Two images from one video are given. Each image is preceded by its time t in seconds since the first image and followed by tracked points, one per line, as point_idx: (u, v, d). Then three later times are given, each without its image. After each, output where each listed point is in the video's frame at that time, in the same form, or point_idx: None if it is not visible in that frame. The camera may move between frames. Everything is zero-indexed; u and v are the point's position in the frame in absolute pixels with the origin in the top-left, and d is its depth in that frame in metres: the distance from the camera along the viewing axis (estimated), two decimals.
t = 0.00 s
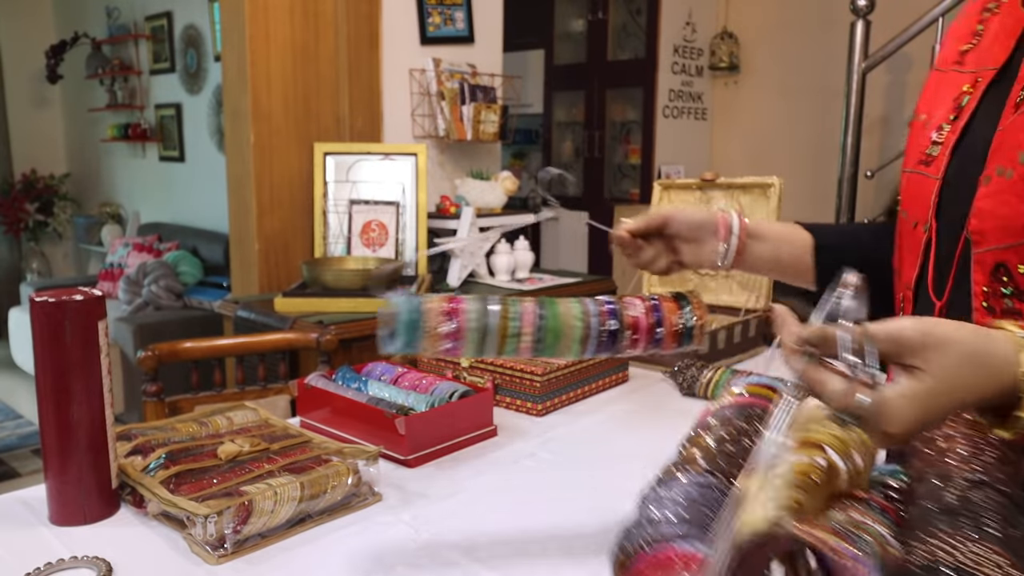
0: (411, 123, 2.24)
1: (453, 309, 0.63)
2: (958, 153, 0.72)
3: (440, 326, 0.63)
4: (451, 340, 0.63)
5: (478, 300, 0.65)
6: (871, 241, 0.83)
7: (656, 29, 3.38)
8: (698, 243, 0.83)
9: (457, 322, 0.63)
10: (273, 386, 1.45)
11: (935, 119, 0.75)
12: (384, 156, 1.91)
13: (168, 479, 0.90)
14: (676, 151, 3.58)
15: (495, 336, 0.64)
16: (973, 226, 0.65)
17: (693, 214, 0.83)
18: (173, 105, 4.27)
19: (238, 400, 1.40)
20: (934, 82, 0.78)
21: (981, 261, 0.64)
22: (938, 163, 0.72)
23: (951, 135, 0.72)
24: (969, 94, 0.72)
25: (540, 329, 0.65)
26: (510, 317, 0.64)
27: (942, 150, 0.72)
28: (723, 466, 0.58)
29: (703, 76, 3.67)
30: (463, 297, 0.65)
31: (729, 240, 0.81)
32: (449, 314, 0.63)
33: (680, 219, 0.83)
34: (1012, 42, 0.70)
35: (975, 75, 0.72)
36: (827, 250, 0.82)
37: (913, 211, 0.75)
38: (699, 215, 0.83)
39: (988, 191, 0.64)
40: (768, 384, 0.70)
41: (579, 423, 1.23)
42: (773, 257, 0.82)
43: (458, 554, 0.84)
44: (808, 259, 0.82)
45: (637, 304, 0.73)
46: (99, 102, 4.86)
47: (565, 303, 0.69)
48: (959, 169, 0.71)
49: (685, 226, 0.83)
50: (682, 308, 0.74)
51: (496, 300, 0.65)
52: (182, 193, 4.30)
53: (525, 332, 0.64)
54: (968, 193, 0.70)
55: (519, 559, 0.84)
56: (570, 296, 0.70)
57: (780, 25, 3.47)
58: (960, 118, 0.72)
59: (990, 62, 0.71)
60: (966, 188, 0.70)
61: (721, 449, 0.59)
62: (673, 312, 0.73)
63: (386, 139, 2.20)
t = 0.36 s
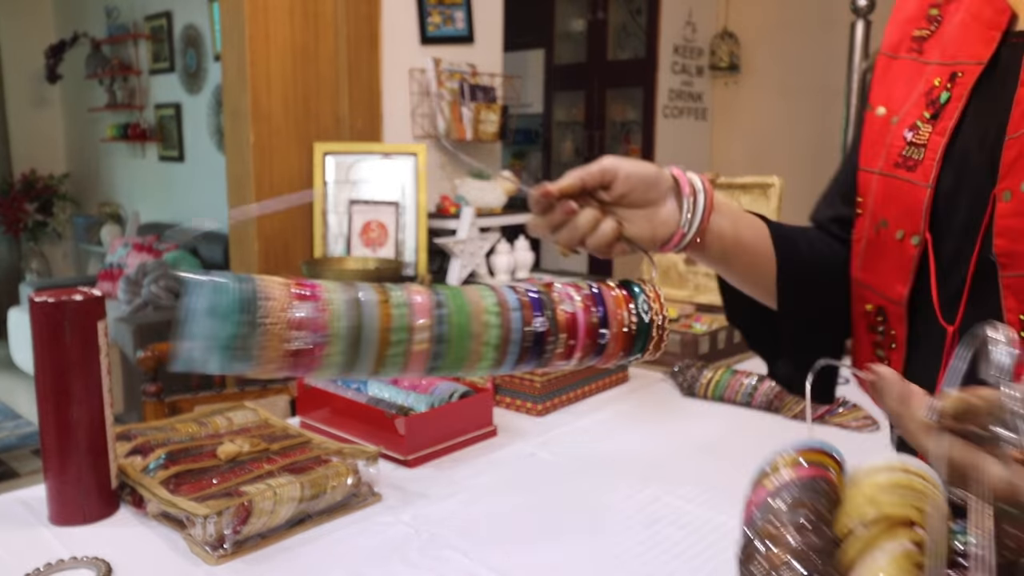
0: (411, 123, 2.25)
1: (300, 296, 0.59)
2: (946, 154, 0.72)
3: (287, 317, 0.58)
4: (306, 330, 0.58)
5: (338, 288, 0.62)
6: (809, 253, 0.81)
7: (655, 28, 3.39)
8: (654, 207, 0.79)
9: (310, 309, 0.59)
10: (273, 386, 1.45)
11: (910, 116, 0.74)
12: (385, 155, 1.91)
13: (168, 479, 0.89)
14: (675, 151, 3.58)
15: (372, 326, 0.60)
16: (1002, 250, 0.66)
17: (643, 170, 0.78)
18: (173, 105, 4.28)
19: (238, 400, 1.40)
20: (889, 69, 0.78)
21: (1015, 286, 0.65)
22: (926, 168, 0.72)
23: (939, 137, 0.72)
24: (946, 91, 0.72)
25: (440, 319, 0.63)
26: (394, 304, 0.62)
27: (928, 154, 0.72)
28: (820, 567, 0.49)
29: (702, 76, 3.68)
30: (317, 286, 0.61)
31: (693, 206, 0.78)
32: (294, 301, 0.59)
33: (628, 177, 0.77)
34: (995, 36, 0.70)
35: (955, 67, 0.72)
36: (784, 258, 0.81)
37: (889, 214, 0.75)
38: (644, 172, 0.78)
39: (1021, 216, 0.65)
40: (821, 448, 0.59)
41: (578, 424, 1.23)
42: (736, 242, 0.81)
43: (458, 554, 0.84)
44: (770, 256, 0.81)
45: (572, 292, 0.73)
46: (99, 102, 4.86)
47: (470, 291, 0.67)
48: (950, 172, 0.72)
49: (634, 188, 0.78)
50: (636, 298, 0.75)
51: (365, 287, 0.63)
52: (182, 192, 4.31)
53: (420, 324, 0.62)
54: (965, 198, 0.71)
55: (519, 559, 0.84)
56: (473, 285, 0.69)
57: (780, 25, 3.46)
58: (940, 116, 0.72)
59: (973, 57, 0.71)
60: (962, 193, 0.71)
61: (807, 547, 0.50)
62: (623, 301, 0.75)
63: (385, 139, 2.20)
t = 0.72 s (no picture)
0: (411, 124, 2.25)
1: (138, 314, 0.48)
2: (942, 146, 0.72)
3: (115, 347, 0.47)
4: (139, 365, 0.48)
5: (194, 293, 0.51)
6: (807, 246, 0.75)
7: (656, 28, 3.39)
8: (638, 176, 0.68)
9: (146, 336, 0.48)
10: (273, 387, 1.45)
11: (898, 100, 0.73)
12: (384, 155, 1.90)
13: (168, 479, 0.90)
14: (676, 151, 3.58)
15: (233, 344, 0.49)
16: (1013, 257, 0.65)
17: (625, 129, 0.67)
18: (173, 105, 4.27)
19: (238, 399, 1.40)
20: (863, 45, 0.77)
21: None
22: (919, 160, 0.71)
23: (934, 126, 0.71)
24: (940, 76, 0.71)
25: (331, 330, 0.52)
26: (266, 314, 0.51)
27: (922, 144, 0.71)
28: None
29: (703, 76, 3.68)
30: (166, 292, 0.50)
31: (691, 176, 0.66)
32: (125, 326, 0.48)
33: (603, 139, 0.66)
34: (995, 23, 0.70)
35: (953, 50, 0.70)
36: (778, 249, 0.73)
37: (864, 203, 0.72)
38: (624, 130, 0.67)
39: None
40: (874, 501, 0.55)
41: (578, 424, 1.24)
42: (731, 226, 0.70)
43: (458, 554, 0.84)
44: (757, 247, 0.72)
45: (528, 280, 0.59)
46: (99, 102, 4.86)
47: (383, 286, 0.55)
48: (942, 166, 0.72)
49: (611, 152, 0.67)
50: (616, 287, 0.62)
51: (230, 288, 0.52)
52: (182, 193, 4.31)
53: (301, 336, 0.51)
54: (961, 197, 0.71)
55: (519, 559, 0.84)
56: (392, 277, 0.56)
57: (781, 27, 3.50)
58: (934, 104, 0.71)
59: (975, 40, 0.70)
60: (959, 191, 0.71)
61: None
62: (597, 290, 0.60)
63: (386, 140, 2.20)
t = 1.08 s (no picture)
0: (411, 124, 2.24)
1: (43, 308, 0.57)
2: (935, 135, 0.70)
3: (12, 338, 0.57)
4: (37, 362, 0.57)
5: (107, 287, 0.59)
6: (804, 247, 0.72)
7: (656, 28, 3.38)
8: (649, 187, 0.64)
9: (42, 328, 0.57)
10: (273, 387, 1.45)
11: (890, 86, 0.71)
12: (384, 155, 1.90)
13: (168, 479, 0.90)
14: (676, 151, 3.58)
15: (133, 350, 0.57)
16: (1009, 266, 0.65)
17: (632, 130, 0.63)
18: (173, 105, 4.27)
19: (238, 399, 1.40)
20: (856, 28, 0.75)
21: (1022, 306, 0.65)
22: (914, 152, 0.70)
23: (928, 114, 0.70)
24: (934, 58, 0.70)
25: (241, 346, 0.57)
26: (174, 317, 0.58)
27: (917, 133, 0.70)
28: None
29: (703, 76, 3.68)
30: (74, 285, 0.58)
31: (715, 190, 0.63)
32: (31, 316, 0.57)
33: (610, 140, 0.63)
34: (995, 10, 0.68)
35: (949, 32, 0.70)
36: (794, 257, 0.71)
37: (857, 196, 0.70)
38: (630, 132, 0.63)
39: None
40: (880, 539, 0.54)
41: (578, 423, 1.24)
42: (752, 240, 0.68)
43: (458, 554, 0.84)
44: (777, 260, 0.70)
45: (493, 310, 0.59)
46: (99, 102, 4.86)
47: (318, 293, 0.60)
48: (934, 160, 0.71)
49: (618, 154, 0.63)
50: (603, 327, 0.59)
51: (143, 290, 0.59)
52: (182, 193, 4.31)
53: (207, 352, 0.57)
54: (954, 193, 0.70)
55: (519, 558, 0.84)
56: (334, 284, 0.61)
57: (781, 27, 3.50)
58: (927, 90, 0.70)
59: (974, 23, 0.69)
60: (950, 188, 0.71)
61: None
62: (580, 325, 0.59)
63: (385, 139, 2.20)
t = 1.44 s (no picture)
0: (411, 124, 2.24)
1: (51, 308, 0.43)
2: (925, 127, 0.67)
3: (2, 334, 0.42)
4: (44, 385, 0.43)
5: (141, 284, 0.44)
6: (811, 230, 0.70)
7: (656, 28, 3.38)
8: (727, 193, 0.56)
9: (35, 323, 0.42)
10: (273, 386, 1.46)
11: (887, 76, 0.69)
12: (385, 156, 1.90)
13: (169, 479, 0.90)
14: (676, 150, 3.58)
15: (189, 361, 0.42)
16: (995, 263, 0.61)
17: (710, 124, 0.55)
18: (173, 105, 4.27)
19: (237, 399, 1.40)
20: (862, 19, 0.73)
21: (1006, 306, 0.61)
22: (906, 142, 0.67)
23: (919, 102, 0.66)
24: (928, 45, 0.66)
25: (327, 357, 0.43)
26: (235, 322, 0.43)
27: (908, 123, 0.67)
28: None
29: (703, 76, 3.68)
30: (93, 283, 0.44)
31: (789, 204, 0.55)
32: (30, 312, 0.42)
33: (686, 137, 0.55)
34: None
35: (943, 20, 0.66)
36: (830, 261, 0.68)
37: (850, 186, 0.68)
38: (710, 128, 0.55)
39: (1016, 226, 0.60)
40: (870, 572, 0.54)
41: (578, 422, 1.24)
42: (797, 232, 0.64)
43: (457, 554, 0.84)
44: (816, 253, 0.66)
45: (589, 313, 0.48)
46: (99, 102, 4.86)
47: (397, 297, 0.46)
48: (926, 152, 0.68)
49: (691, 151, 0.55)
50: (697, 329, 0.51)
51: (190, 279, 0.44)
52: (182, 193, 4.31)
53: (286, 367, 0.43)
54: (942, 190, 0.67)
55: (518, 558, 0.84)
56: (414, 290, 0.47)
57: (781, 27, 3.50)
58: (920, 78, 0.67)
59: (968, 10, 0.66)
60: (939, 185, 0.67)
61: None
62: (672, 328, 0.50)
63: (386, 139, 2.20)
